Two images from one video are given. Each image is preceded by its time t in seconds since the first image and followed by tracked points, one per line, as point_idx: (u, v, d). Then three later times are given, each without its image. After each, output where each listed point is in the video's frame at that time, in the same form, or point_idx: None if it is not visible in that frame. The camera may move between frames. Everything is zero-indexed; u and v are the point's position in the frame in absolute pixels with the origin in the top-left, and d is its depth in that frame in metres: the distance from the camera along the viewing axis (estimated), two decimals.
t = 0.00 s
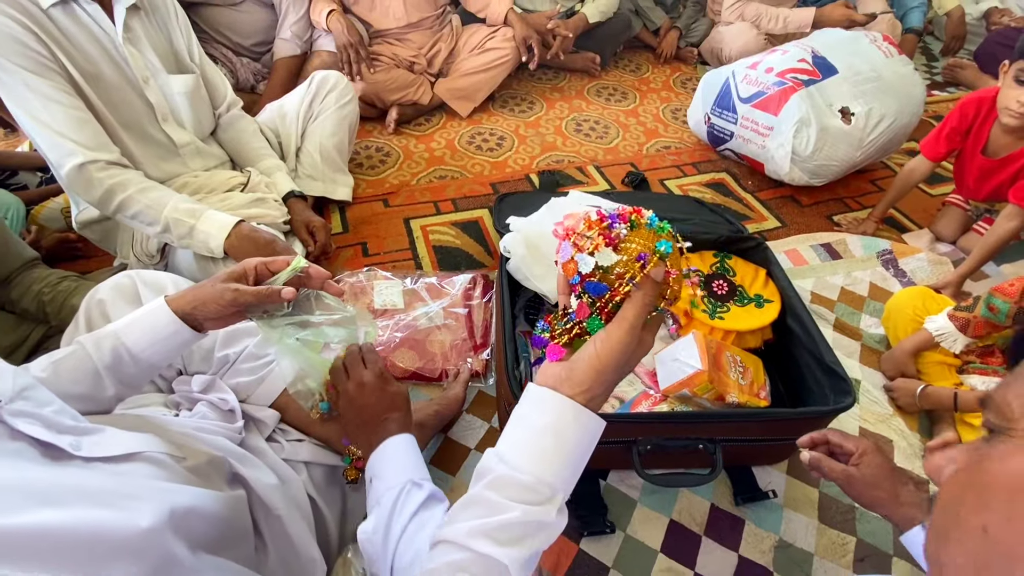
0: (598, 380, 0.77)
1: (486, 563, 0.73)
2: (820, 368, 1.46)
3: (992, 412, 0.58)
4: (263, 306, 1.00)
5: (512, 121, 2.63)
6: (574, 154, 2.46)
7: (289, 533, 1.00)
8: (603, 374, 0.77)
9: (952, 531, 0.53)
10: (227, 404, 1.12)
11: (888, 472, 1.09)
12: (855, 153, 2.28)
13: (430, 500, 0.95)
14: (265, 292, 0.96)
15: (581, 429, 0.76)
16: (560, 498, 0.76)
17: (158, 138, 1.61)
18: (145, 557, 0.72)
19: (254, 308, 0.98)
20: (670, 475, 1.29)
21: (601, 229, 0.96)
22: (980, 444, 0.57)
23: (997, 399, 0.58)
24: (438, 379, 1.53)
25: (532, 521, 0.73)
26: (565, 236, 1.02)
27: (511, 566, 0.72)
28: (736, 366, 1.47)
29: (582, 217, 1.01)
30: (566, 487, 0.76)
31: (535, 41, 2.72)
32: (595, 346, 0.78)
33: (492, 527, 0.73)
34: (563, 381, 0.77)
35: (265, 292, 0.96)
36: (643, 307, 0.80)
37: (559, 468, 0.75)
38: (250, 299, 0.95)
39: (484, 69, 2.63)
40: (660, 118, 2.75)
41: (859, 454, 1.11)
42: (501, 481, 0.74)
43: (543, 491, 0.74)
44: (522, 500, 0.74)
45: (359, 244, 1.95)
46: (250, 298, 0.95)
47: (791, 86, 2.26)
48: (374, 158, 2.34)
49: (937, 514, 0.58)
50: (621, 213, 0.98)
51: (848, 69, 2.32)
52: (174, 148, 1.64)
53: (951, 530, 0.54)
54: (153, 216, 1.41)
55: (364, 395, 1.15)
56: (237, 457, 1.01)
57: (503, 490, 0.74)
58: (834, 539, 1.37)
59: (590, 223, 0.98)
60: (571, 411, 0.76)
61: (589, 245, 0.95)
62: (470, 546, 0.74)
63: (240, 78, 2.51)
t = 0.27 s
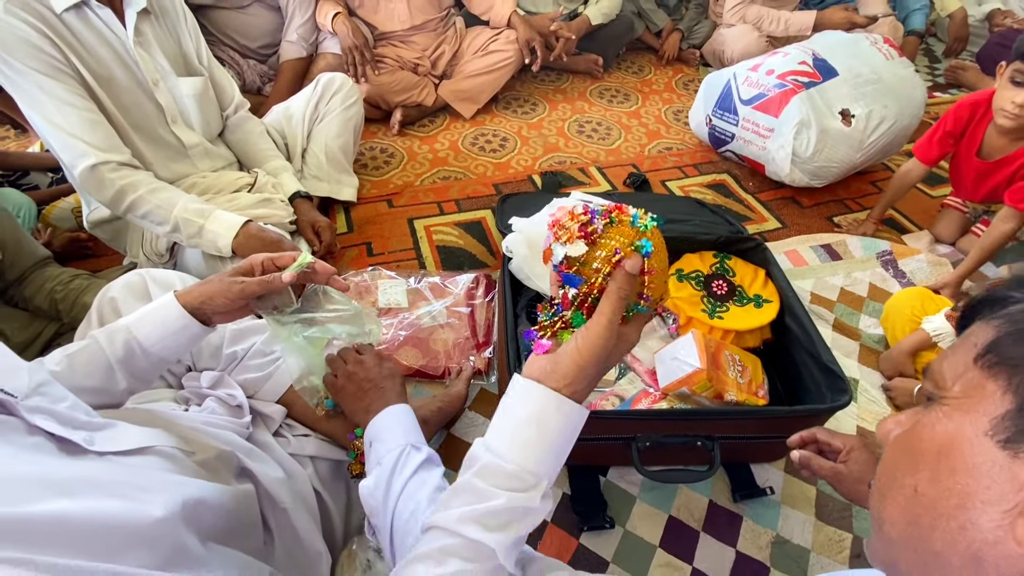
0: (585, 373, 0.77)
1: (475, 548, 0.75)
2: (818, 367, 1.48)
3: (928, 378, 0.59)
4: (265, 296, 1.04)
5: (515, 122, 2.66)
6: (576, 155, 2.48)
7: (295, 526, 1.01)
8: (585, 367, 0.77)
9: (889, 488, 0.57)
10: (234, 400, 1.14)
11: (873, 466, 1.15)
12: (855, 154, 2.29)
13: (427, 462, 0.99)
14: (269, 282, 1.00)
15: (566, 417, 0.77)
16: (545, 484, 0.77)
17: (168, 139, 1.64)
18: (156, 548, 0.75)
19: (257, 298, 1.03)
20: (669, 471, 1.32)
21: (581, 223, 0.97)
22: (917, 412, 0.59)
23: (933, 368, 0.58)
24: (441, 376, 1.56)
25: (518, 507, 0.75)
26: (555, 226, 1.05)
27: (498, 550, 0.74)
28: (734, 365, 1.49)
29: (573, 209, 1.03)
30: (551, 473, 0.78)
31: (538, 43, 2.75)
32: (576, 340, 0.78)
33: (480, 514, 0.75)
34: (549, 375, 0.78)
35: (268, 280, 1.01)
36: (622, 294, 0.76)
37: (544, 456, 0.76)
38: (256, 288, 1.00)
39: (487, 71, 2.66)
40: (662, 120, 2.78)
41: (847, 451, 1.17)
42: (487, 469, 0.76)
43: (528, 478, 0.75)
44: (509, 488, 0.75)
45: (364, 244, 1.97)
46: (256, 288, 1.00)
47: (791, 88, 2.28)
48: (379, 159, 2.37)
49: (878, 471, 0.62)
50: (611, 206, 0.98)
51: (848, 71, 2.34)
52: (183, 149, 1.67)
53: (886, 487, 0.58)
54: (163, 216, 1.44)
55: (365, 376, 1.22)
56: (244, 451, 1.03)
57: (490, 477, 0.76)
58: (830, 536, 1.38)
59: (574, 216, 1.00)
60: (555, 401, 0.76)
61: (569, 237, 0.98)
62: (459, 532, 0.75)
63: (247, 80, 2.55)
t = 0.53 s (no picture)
0: (548, 385, 0.81)
1: (441, 535, 0.79)
2: (817, 365, 1.49)
3: (914, 363, 0.60)
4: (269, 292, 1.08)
5: (517, 121, 2.67)
6: (578, 154, 2.49)
7: (297, 519, 1.02)
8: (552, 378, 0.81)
9: (874, 472, 0.58)
10: (238, 394, 1.14)
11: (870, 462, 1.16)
12: (857, 153, 2.30)
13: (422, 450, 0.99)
14: (273, 280, 1.05)
15: (525, 412, 0.81)
16: (506, 472, 0.81)
17: (173, 137, 1.65)
18: (161, 535, 0.77)
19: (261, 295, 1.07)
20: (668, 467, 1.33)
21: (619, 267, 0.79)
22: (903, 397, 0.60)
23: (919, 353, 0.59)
24: (443, 373, 1.59)
25: (480, 497, 0.79)
26: (581, 242, 0.81)
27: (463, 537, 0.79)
28: (734, 363, 1.49)
29: (612, 232, 0.81)
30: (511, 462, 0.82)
31: (541, 42, 2.76)
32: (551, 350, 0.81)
33: (445, 507, 0.78)
34: (518, 377, 0.81)
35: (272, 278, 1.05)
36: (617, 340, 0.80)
37: (502, 450, 0.80)
38: (260, 287, 1.04)
39: (490, 70, 2.67)
40: (664, 119, 2.78)
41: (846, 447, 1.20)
42: (450, 465, 0.79)
43: (489, 470, 0.79)
44: (471, 480, 0.79)
45: (366, 242, 1.99)
46: (261, 287, 1.05)
47: (793, 87, 2.28)
48: (381, 158, 2.39)
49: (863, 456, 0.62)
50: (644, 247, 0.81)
51: (850, 70, 2.35)
52: (188, 147, 1.69)
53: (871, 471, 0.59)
54: (168, 212, 1.45)
55: (365, 369, 1.25)
56: (248, 445, 1.04)
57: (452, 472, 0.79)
58: (830, 533, 1.39)
59: (614, 251, 0.80)
60: (516, 401, 0.80)
61: (605, 281, 0.79)
62: (425, 524, 0.79)
63: (251, 79, 2.56)
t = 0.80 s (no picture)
0: (517, 404, 0.87)
1: (415, 539, 0.81)
2: (819, 363, 1.48)
3: (918, 364, 0.59)
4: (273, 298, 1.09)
5: (519, 119, 2.66)
6: (580, 152, 2.49)
7: (297, 514, 1.02)
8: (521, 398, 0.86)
9: (881, 479, 0.58)
10: (238, 390, 1.14)
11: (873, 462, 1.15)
12: (861, 151, 2.29)
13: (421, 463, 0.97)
14: (278, 286, 1.06)
15: (496, 425, 0.85)
16: (477, 482, 0.85)
17: (175, 134, 1.65)
18: (160, 529, 0.77)
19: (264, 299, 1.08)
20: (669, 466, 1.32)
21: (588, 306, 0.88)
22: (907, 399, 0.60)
23: (924, 354, 0.59)
24: (444, 370, 1.59)
25: (453, 503, 0.82)
26: (558, 282, 0.85)
27: (437, 540, 0.81)
28: (735, 361, 1.49)
29: (584, 273, 0.86)
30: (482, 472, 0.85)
31: (543, 39, 2.75)
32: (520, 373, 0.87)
33: (419, 512, 0.81)
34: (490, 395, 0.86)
35: (277, 285, 1.06)
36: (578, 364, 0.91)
37: (475, 459, 0.84)
38: (265, 292, 1.06)
39: (492, 67, 2.67)
40: (667, 116, 2.78)
41: (849, 445, 1.21)
42: (425, 473, 0.82)
43: (461, 479, 0.83)
44: (445, 488, 0.82)
45: (367, 239, 1.99)
46: (265, 292, 1.06)
47: (796, 84, 2.27)
48: (383, 155, 2.38)
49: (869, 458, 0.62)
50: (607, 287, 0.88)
51: (854, 68, 2.34)
52: (190, 143, 1.69)
53: (876, 475, 0.59)
54: (169, 209, 1.46)
55: (365, 378, 1.24)
56: (248, 441, 1.04)
57: (426, 480, 0.82)
58: (830, 533, 1.38)
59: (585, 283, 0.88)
60: (487, 414, 0.84)
61: (574, 319, 0.88)
62: (400, 528, 0.81)
63: (253, 76, 2.56)
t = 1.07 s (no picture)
0: (488, 403, 0.89)
1: (394, 542, 0.81)
2: (822, 363, 1.48)
3: (927, 371, 0.59)
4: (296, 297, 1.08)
5: (522, 118, 2.66)
6: (583, 151, 2.49)
7: (300, 511, 1.02)
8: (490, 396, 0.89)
9: (892, 490, 0.57)
10: (242, 388, 1.15)
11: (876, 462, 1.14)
12: (865, 151, 2.28)
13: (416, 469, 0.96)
14: (306, 287, 1.07)
15: (468, 425, 0.87)
16: (453, 481, 0.86)
17: (180, 132, 1.66)
18: (163, 529, 0.77)
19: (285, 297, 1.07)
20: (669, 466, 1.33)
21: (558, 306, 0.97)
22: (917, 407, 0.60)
23: (933, 361, 0.59)
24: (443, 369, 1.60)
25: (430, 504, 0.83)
26: (529, 283, 0.97)
27: (416, 540, 0.81)
28: (738, 361, 1.49)
29: (552, 275, 0.99)
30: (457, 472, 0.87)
31: (546, 38, 2.75)
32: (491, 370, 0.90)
33: (396, 513, 0.81)
34: (461, 395, 0.88)
35: (305, 286, 1.07)
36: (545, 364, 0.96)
37: (449, 458, 0.85)
38: (292, 293, 1.06)
39: (495, 66, 2.67)
40: (670, 116, 2.77)
41: (852, 447, 1.20)
42: (402, 474, 0.83)
43: (438, 478, 0.84)
44: (422, 489, 0.83)
45: (370, 238, 1.99)
46: (292, 292, 1.07)
47: (801, 83, 2.27)
48: (386, 154, 2.39)
49: (878, 464, 0.62)
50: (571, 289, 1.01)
51: (859, 67, 2.33)
52: (194, 142, 1.69)
53: (887, 486, 0.58)
54: (174, 207, 1.46)
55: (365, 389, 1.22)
56: (251, 439, 1.04)
57: (403, 481, 0.83)
58: (832, 533, 1.38)
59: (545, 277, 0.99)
60: (458, 414, 0.86)
61: (545, 318, 0.96)
62: (377, 531, 0.81)
63: (257, 75, 2.57)
